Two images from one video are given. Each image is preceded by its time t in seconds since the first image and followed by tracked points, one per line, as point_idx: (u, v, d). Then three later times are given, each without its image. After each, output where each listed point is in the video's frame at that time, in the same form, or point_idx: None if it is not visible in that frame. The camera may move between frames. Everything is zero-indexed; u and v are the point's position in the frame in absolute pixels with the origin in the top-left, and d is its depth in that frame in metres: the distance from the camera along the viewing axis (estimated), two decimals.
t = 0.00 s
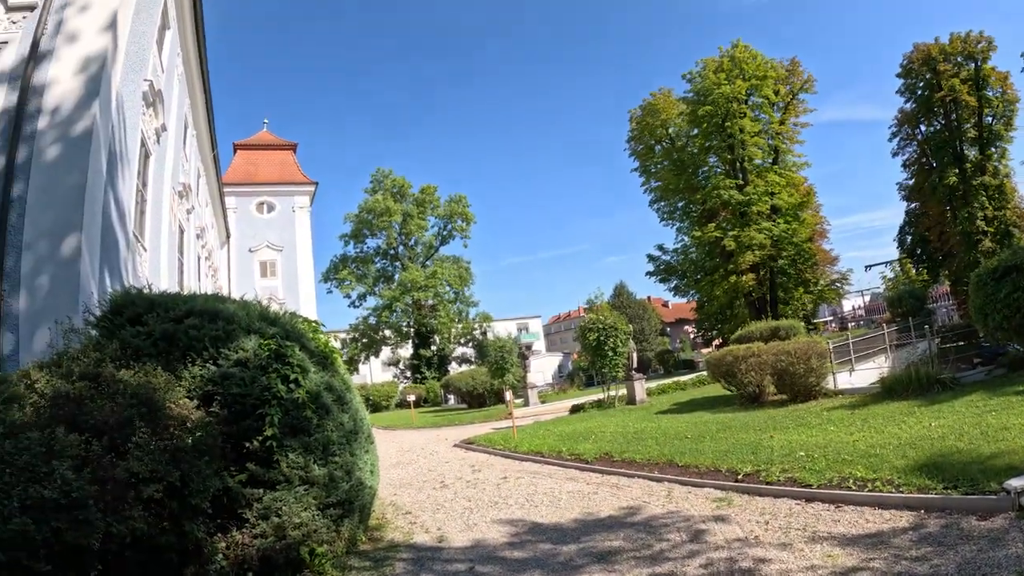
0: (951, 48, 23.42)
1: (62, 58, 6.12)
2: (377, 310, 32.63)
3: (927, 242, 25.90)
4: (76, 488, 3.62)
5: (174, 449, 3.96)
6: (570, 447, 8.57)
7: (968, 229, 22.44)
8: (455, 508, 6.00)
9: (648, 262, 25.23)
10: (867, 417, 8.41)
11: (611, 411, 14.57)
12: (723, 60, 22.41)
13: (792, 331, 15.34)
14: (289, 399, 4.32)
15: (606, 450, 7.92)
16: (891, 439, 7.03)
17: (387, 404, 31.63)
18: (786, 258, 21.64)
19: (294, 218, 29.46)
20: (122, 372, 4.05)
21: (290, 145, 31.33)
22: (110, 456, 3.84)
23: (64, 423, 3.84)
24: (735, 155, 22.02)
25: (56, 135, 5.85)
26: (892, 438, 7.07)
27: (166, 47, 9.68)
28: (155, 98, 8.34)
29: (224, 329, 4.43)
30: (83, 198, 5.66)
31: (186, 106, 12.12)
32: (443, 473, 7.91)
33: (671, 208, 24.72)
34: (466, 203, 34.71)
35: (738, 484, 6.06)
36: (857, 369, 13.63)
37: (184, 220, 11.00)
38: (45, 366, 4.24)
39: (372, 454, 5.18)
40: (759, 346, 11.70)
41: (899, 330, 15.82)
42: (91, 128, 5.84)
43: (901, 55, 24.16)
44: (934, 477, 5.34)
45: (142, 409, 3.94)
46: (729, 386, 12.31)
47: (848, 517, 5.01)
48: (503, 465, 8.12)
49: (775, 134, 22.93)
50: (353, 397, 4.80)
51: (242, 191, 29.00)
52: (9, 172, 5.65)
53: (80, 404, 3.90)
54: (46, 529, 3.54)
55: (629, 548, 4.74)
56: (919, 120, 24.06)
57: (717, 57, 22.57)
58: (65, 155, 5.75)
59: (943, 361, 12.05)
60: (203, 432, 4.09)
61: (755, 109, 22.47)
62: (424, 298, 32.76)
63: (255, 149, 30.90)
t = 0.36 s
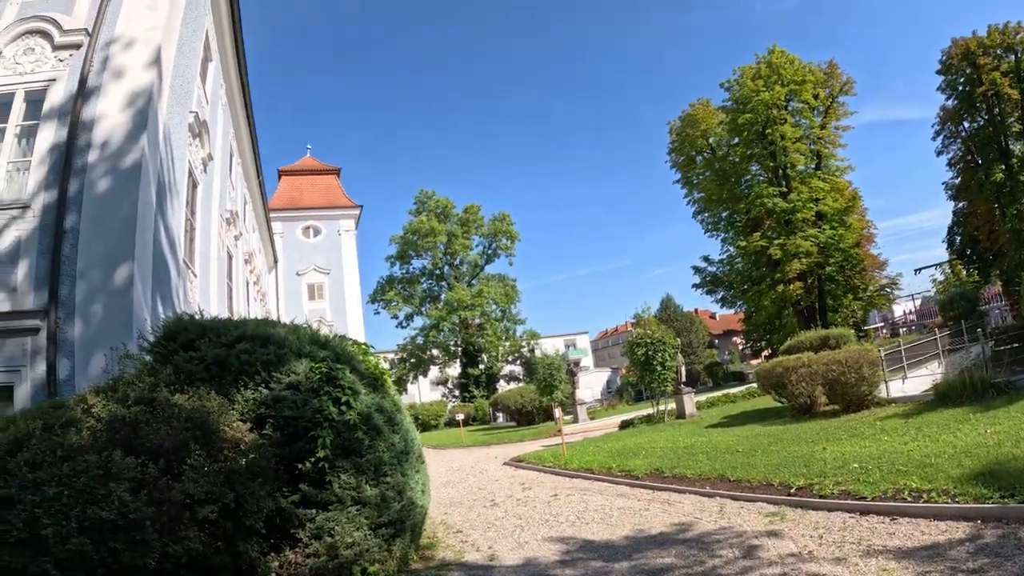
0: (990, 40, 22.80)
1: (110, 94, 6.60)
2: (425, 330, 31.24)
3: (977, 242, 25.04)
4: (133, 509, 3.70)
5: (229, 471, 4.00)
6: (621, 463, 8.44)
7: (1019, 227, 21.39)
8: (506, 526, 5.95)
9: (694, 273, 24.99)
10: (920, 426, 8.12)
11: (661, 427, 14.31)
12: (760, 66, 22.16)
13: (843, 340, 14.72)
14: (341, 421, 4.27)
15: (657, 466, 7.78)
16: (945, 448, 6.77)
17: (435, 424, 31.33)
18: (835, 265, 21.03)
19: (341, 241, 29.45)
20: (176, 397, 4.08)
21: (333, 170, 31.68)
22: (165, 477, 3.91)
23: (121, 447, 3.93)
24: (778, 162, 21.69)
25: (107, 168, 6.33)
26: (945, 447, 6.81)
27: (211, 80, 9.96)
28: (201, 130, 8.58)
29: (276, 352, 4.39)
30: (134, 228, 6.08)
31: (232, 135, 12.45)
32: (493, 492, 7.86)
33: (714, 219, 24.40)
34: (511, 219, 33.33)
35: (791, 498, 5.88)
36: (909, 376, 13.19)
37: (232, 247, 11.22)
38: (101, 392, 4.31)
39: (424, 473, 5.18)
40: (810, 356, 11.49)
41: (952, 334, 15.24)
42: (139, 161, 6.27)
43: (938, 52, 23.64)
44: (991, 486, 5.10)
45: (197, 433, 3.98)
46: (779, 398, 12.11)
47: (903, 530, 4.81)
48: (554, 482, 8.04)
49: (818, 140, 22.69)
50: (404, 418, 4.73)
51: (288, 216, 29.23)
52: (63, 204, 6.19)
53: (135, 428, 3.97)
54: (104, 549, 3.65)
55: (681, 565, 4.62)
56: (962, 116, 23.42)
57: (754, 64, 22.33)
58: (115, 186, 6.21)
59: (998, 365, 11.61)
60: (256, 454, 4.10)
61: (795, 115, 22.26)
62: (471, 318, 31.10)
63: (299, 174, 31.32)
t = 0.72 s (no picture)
0: None
1: (161, 125, 6.84)
2: (474, 348, 30.80)
3: None
4: (190, 526, 3.71)
5: (283, 490, 4.01)
6: (672, 478, 8.32)
7: None
8: (557, 544, 5.89)
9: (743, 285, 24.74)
10: (977, 435, 7.85)
11: (712, 440, 14.15)
12: (802, 71, 21.87)
13: (896, 348, 14.60)
14: (393, 441, 4.25)
15: (709, 481, 7.65)
16: (1004, 458, 6.50)
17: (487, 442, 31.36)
18: (886, 270, 20.49)
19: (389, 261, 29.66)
20: (231, 418, 4.11)
21: (379, 192, 32.06)
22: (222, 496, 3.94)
23: (177, 467, 3.96)
24: (824, 168, 21.36)
25: (159, 197, 6.53)
26: (1005, 457, 6.54)
27: (257, 108, 10.29)
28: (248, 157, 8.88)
29: (329, 374, 4.43)
30: (187, 254, 6.28)
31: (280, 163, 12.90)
32: (544, 509, 7.81)
33: (762, 228, 24.11)
34: (559, 236, 32.79)
35: (845, 512, 5.70)
36: (965, 384, 12.76)
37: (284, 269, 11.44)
38: (157, 413, 4.35)
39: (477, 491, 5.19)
40: (862, 366, 11.18)
41: (1012, 339, 14.68)
42: (190, 189, 6.48)
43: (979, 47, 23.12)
44: None
45: (253, 453, 3.99)
46: (833, 410, 11.79)
47: (960, 544, 4.61)
48: (604, 499, 7.96)
49: (862, 144, 21.77)
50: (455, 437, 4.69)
51: (336, 238, 29.48)
52: (119, 232, 6.39)
53: (191, 448, 4.00)
54: (161, 566, 3.66)
55: None
56: (1008, 112, 22.79)
57: (794, 70, 22.15)
58: (168, 215, 6.41)
59: None
60: (310, 473, 4.11)
61: (839, 119, 21.68)
62: (521, 335, 30.25)
63: (346, 197, 31.74)
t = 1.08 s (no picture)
0: None
1: (215, 153, 7.30)
2: (529, 364, 31.02)
3: None
4: (252, 542, 3.70)
5: (343, 507, 4.00)
6: (729, 493, 8.18)
7: None
8: (614, 560, 5.83)
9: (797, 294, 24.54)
10: None
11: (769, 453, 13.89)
12: (848, 74, 21.70)
13: (955, 354, 14.24)
14: (450, 458, 4.22)
15: (766, 496, 7.51)
16: None
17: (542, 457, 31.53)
18: (943, 274, 19.85)
19: (441, 279, 30.03)
20: (291, 436, 4.14)
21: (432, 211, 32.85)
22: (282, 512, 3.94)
23: (239, 483, 3.98)
24: (875, 172, 20.90)
25: (216, 222, 7.00)
26: None
27: (308, 132, 10.57)
28: (303, 181, 9.28)
29: (386, 394, 4.44)
30: (245, 276, 6.68)
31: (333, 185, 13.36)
32: (600, 525, 7.77)
33: (816, 235, 23.70)
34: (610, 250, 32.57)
35: (905, 526, 5.50)
36: None
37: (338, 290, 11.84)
38: (218, 432, 4.40)
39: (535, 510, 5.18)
40: (921, 373, 10.90)
41: None
42: (247, 214, 6.90)
43: None
44: None
45: (312, 470, 3.99)
46: (892, 421, 11.59)
47: None
48: (661, 515, 7.88)
49: (914, 144, 20.99)
50: (512, 453, 4.67)
51: (390, 257, 30.16)
52: (178, 257, 6.88)
53: (253, 466, 4.02)
54: None
55: None
56: None
57: (840, 73, 21.94)
58: (225, 239, 6.84)
59: None
60: (368, 490, 4.11)
61: (889, 121, 21.25)
62: (575, 350, 30.24)
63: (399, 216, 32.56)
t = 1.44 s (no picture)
0: None
1: (275, 177, 7.52)
2: (588, 378, 29.47)
3: None
4: (320, 556, 3.71)
5: (409, 522, 4.00)
6: (794, 505, 8.00)
7: None
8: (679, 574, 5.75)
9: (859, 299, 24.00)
10: None
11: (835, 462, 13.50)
12: (900, 70, 21.24)
13: None
14: (516, 473, 4.24)
15: (833, 507, 7.32)
16: None
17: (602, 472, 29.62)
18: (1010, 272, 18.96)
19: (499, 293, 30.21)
20: (358, 453, 4.19)
21: (488, 227, 32.96)
22: (351, 526, 3.98)
23: (307, 499, 4.03)
24: (934, 169, 20.30)
25: (278, 243, 7.19)
26: None
27: (365, 153, 10.80)
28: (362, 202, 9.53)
29: (451, 410, 4.50)
30: (308, 296, 6.84)
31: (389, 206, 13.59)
32: (664, 538, 7.68)
33: (876, 238, 23.05)
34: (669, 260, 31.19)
35: (976, 537, 5.28)
36: None
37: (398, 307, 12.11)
38: (285, 448, 4.45)
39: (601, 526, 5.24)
40: (989, 378, 10.70)
41: None
42: (307, 236, 7.08)
43: None
44: None
45: (379, 485, 4.02)
46: (961, 427, 11.24)
47: None
48: (726, 528, 7.74)
49: (973, 138, 20.42)
50: (576, 469, 4.71)
51: (449, 274, 30.58)
52: (243, 278, 7.08)
53: (320, 482, 4.07)
54: None
55: None
56: None
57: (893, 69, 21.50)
58: (288, 260, 7.02)
59: None
60: (435, 505, 4.12)
61: (946, 116, 20.56)
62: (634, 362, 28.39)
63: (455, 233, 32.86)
